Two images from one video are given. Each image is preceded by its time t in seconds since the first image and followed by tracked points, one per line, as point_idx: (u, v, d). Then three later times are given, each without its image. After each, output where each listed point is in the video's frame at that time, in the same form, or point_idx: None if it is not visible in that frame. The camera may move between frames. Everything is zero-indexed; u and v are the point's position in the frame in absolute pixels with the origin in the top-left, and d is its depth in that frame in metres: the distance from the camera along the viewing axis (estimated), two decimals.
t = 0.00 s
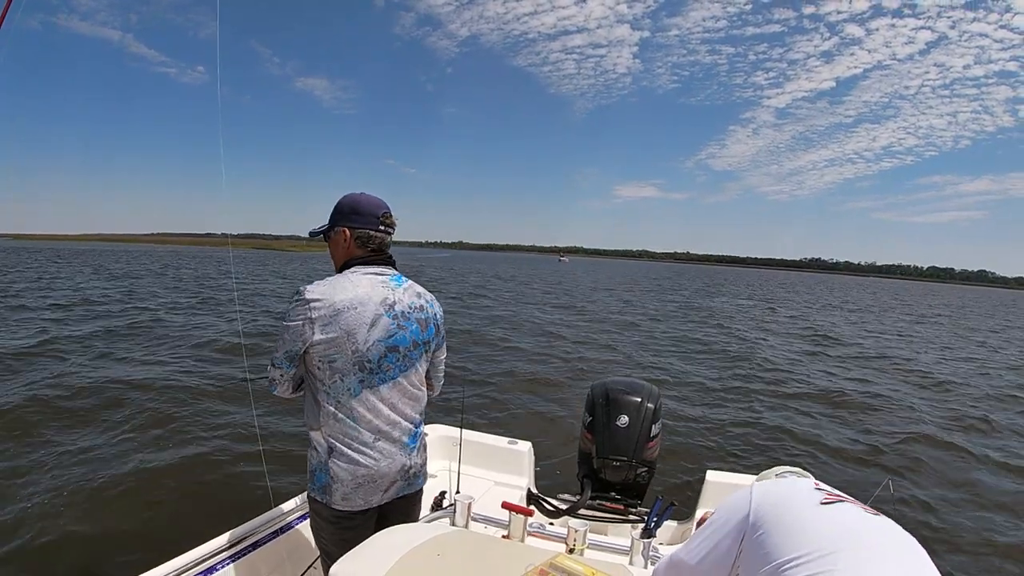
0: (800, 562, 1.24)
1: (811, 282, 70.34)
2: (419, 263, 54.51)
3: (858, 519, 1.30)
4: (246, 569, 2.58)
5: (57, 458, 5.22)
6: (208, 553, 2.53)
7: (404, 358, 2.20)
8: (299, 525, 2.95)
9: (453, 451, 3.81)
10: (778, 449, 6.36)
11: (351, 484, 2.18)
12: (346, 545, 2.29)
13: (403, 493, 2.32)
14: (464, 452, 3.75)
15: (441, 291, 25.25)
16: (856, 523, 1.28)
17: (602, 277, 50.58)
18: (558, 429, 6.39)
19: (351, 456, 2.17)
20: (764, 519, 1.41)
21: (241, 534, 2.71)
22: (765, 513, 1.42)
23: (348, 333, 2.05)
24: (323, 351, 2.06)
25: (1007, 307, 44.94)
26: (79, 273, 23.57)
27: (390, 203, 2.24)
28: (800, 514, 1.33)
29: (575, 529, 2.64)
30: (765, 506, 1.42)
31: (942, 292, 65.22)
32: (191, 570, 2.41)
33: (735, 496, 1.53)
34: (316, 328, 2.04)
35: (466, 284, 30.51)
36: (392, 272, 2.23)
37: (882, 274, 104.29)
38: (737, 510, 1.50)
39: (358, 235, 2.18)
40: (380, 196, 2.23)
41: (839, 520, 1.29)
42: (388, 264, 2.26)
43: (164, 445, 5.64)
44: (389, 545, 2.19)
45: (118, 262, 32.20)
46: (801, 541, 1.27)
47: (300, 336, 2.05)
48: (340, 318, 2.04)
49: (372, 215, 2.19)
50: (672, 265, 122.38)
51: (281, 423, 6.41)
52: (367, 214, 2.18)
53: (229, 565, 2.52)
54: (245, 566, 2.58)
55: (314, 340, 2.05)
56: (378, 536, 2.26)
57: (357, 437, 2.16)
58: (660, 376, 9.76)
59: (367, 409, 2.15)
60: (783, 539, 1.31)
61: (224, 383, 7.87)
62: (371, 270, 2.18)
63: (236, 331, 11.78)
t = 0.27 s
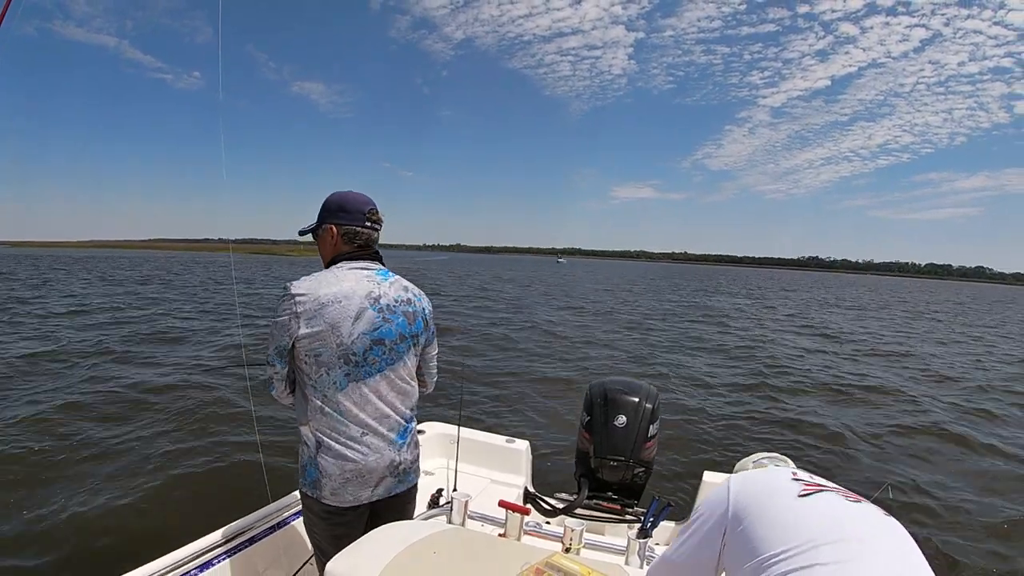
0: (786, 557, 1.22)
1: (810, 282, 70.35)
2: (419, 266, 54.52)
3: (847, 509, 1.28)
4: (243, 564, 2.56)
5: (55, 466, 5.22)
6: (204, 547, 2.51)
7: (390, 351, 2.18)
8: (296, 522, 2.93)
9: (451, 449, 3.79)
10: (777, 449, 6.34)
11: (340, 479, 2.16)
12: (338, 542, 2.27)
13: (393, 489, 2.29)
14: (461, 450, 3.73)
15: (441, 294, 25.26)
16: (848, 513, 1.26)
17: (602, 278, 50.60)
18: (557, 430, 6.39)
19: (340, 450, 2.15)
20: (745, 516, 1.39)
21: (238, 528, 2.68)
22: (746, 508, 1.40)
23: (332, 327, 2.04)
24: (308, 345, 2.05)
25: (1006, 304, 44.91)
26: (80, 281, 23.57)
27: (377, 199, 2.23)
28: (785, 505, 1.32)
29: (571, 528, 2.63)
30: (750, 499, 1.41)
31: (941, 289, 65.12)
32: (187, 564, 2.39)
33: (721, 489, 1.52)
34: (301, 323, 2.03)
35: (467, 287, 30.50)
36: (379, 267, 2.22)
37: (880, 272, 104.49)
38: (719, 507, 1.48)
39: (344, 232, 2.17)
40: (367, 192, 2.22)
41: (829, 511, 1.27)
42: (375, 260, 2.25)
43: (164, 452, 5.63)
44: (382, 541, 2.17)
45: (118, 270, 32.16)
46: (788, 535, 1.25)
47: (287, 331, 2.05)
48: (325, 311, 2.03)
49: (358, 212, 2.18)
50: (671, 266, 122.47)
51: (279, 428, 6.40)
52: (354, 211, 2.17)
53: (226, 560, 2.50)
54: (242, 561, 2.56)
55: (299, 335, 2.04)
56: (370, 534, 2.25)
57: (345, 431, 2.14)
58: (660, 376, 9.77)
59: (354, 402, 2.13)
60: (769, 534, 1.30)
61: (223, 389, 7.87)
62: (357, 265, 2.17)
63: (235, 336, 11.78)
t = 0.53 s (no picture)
0: (789, 556, 1.21)
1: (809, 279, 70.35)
2: (418, 269, 54.48)
3: (848, 505, 1.27)
4: (245, 567, 2.56)
5: (56, 475, 5.22)
6: (206, 551, 2.50)
7: (390, 352, 2.17)
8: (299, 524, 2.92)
9: (452, 451, 3.79)
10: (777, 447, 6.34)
11: (341, 481, 2.16)
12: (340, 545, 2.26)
13: (395, 490, 2.28)
14: (462, 451, 3.73)
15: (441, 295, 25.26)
16: (850, 508, 1.26)
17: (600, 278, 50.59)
18: (558, 431, 6.40)
19: (340, 452, 2.14)
20: (741, 514, 1.38)
21: (240, 531, 2.68)
22: (741, 507, 1.39)
23: (330, 328, 2.03)
24: (307, 348, 2.05)
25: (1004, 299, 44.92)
26: (79, 288, 23.55)
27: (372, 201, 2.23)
28: (784, 503, 1.30)
29: (573, 528, 2.62)
30: (746, 497, 1.39)
31: (939, 285, 65.11)
32: (188, 568, 2.38)
33: (717, 485, 1.50)
34: (300, 326, 2.03)
35: (466, 288, 30.47)
36: (376, 268, 2.21)
37: (878, 269, 104.64)
38: (715, 505, 1.47)
39: (340, 234, 2.16)
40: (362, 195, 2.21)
41: (829, 507, 1.26)
42: (372, 261, 2.24)
43: (164, 459, 5.64)
44: (383, 543, 2.16)
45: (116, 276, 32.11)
46: (789, 533, 1.25)
47: (285, 334, 2.04)
48: (323, 314, 2.03)
49: (354, 214, 2.17)
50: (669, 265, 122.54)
51: (280, 433, 6.40)
52: (349, 214, 2.17)
53: (227, 563, 2.50)
54: (244, 564, 2.56)
55: (298, 337, 2.04)
56: (372, 536, 2.24)
57: (345, 433, 2.13)
58: (660, 376, 9.77)
59: (353, 404, 2.12)
60: (768, 534, 1.28)
61: (223, 394, 7.86)
62: (354, 267, 2.16)
63: (235, 341, 11.77)
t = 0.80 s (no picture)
0: (806, 554, 1.20)
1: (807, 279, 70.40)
2: (415, 270, 54.42)
3: (862, 504, 1.26)
4: None
5: (56, 477, 5.20)
6: (210, 561, 2.48)
7: (402, 358, 2.17)
8: (304, 531, 2.90)
9: (455, 454, 3.78)
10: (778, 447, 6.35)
11: (354, 489, 2.15)
12: (349, 551, 2.26)
13: (407, 497, 2.28)
14: (466, 455, 3.72)
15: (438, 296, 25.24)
16: (864, 507, 1.25)
17: (598, 278, 50.63)
18: (559, 432, 6.39)
19: (354, 461, 2.14)
20: (754, 514, 1.38)
21: (245, 540, 2.65)
22: (754, 507, 1.39)
23: (345, 336, 2.03)
24: (321, 357, 2.03)
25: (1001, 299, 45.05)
26: (75, 289, 23.46)
27: (378, 207, 2.22)
28: (801, 504, 1.29)
29: (579, 530, 2.62)
30: (759, 499, 1.38)
31: (937, 285, 65.21)
32: None
33: (731, 486, 1.49)
34: (314, 335, 2.01)
35: (463, 289, 30.45)
36: (385, 274, 2.21)
37: (875, 269, 104.88)
38: (727, 506, 1.47)
39: (348, 241, 2.16)
40: (369, 200, 2.21)
41: (843, 506, 1.26)
42: (381, 267, 2.24)
43: (165, 460, 5.62)
44: (392, 547, 2.16)
45: (112, 277, 31.98)
46: (805, 532, 1.24)
47: (298, 344, 2.02)
48: (338, 322, 2.02)
49: (361, 220, 2.16)
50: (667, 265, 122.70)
51: (281, 434, 6.38)
52: (356, 220, 2.16)
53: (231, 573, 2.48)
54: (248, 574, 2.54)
55: (312, 346, 2.02)
56: (383, 541, 2.23)
57: (359, 441, 2.13)
58: (660, 375, 9.78)
59: (368, 412, 2.12)
60: (782, 535, 1.28)
61: (223, 395, 7.84)
62: (365, 274, 2.16)
63: (233, 342, 11.74)
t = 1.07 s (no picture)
0: (813, 552, 1.22)
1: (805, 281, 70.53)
2: (415, 266, 54.38)
3: (869, 504, 1.28)
4: None
5: (57, 471, 5.21)
6: (215, 567, 2.49)
7: (415, 364, 2.20)
8: (307, 537, 2.92)
9: (457, 457, 3.80)
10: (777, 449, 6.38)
11: (367, 496, 2.17)
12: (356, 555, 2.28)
13: (418, 502, 2.31)
14: (468, 458, 3.74)
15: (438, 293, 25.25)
16: (872, 508, 1.27)
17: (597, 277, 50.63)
18: (559, 431, 6.42)
19: (367, 468, 2.16)
20: (762, 513, 1.39)
21: (248, 546, 2.67)
22: (762, 506, 1.40)
23: (359, 345, 2.04)
24: (336, 366, 2.04)
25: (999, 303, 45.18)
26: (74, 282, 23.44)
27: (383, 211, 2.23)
28: (809, 503, 1.31)
29: (582, 533, 2.64)
30: (767, 499, 1.40)
31: (935, 288, 65.28)
32: None
33: (737, 488, 1.51)
34: (328, 344, 2.02)
35: (463, 286, 30.46)
36: (395, 279, 2.23)
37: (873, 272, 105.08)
38: (734, 507, 1.48)
39: (356, 246, 2.17)
40: (374, 204, 2.21)
41: (850, 505, 1.27)
42: (390, 272, 2.26)
43: (166, 455, 5.63)
44: (399, 549, 2.17)
45: (111, 270, 31.95)
46: (812, 531, 1.26)
47: (311, 354, 2.02)
48: (352, 330, 2.03)
49: (367, 225, 2.17)
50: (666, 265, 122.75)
51: (281, 430, 6.40)
52: (362, 225, 2.17)
53: None
54: None
55: (326, 356, 2.03)
56: (390, 544, 2.25)
57: (373, 449, 2.15)
58: (659, 376, 9.81)
59: (382, 419, 2.15)
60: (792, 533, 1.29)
61: (223, 391, 7.85)
62: (376, 280, 2.17)
63: (233, 337, 11.74)
